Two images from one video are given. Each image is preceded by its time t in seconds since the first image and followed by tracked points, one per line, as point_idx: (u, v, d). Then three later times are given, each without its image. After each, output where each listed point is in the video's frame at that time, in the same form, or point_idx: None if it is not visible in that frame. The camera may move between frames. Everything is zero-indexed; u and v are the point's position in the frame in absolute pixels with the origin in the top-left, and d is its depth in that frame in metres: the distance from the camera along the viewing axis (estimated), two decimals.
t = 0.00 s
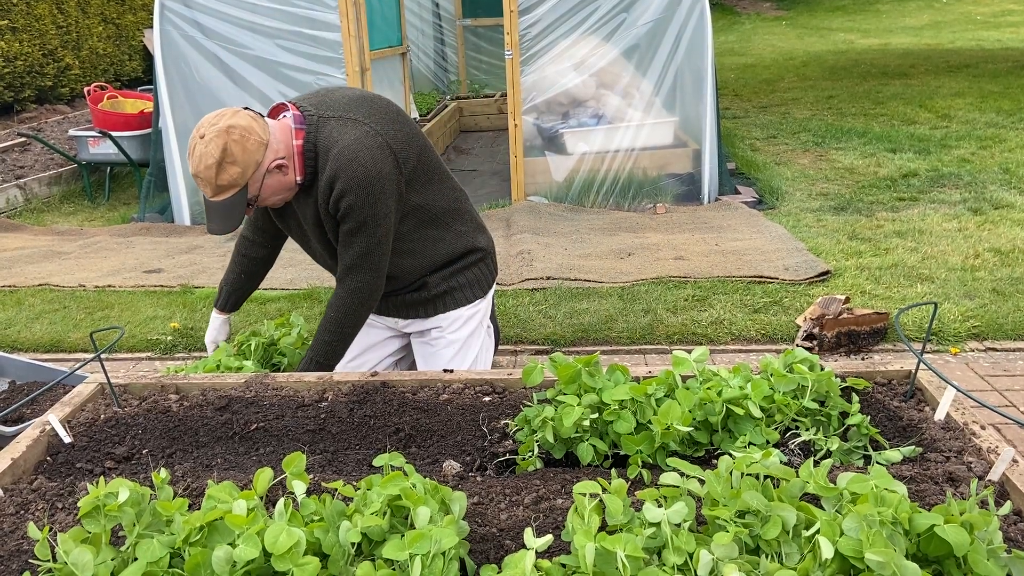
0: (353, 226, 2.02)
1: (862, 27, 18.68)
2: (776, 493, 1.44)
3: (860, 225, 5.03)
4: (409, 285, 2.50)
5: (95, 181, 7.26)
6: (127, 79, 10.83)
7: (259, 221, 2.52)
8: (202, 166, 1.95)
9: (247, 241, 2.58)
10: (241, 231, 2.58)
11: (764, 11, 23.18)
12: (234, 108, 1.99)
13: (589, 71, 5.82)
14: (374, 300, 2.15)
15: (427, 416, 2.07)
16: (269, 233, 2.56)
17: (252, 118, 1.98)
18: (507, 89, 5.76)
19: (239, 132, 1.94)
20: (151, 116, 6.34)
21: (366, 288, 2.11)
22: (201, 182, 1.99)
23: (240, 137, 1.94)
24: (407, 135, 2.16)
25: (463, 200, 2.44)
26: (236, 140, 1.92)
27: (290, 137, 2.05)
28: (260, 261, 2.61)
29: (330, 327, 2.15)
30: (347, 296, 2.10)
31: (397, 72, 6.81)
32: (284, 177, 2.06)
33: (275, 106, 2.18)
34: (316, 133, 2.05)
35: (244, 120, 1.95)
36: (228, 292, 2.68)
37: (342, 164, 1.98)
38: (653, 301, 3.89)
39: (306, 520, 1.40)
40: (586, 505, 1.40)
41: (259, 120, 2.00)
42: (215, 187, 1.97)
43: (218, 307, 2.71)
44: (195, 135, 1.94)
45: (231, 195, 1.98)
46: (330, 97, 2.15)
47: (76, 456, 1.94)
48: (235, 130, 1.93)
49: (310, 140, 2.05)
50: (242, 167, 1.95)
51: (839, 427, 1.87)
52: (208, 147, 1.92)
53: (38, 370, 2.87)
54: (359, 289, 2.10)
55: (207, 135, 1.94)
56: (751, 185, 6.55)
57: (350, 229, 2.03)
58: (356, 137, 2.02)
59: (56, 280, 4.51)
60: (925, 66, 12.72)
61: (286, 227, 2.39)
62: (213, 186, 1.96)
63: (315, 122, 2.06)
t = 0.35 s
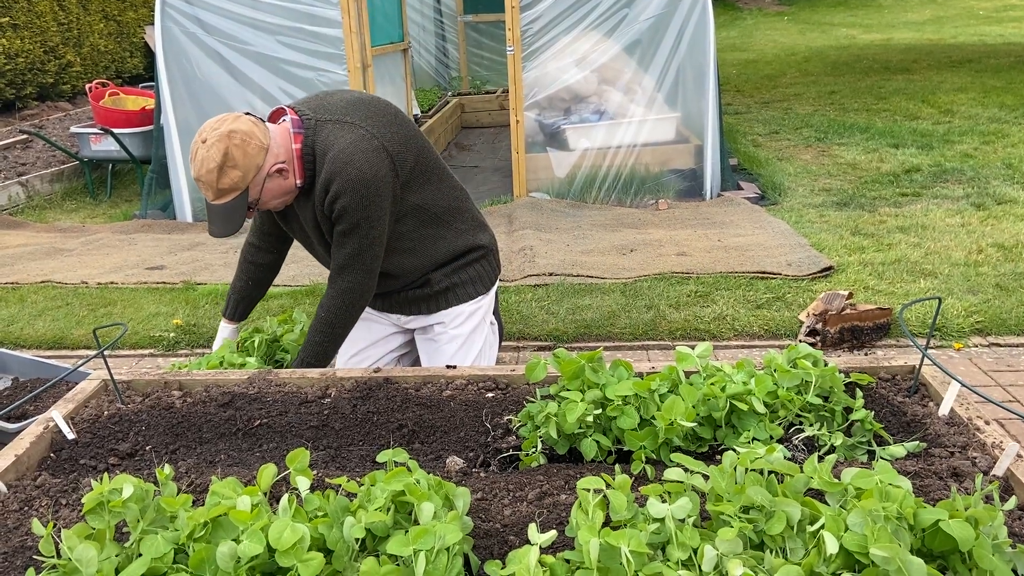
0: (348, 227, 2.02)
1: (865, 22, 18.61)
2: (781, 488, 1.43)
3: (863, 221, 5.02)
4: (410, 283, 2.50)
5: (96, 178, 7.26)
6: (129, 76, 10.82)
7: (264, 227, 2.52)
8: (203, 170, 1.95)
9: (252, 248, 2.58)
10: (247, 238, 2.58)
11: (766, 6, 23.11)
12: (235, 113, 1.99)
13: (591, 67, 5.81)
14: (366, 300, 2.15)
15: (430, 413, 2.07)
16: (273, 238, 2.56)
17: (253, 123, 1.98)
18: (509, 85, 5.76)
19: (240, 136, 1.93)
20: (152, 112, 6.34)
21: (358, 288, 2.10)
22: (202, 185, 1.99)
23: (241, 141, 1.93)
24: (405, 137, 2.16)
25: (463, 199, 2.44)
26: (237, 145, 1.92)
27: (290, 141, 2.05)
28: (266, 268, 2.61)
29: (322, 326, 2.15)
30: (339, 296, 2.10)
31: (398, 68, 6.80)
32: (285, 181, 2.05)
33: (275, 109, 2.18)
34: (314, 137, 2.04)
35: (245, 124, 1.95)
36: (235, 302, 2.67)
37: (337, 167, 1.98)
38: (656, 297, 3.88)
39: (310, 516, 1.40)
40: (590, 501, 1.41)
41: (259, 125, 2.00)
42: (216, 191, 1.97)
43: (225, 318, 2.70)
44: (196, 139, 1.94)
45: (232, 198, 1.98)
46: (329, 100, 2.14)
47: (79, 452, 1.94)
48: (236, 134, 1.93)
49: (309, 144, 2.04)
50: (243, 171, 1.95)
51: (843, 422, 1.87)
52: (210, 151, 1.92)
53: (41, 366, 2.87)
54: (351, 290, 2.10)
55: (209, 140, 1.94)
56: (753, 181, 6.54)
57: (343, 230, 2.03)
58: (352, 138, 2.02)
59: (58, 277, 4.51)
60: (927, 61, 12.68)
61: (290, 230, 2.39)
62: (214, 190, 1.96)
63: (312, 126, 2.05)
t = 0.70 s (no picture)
0: (350, 217, 2.02)
1: (868, 17, 18.55)
2: (782, 484, 1.43)
3: (866, 216, 5.01)
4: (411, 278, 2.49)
5: (99, 175, 7.27)
6: (131, 73, 10.82)
7: (272, 213, 2.53)
8: (203, 159, 1.94)
9: (261, 234, 2.58)
10: (254, 225, 2.58)
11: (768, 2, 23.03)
12: (235, 102, 1.99)
13: (593, 63, 5.80)
14: (372, 292, 2.14)
15: (432, 409, 2.07)
16: (282, 224, 2.56)
17: (253, 112, 1.99)
18: (511, 81, 5.75)
19: (241, 125, 1.94)
20: (154, 110, 6.34)
21: (362, 279, 2.09)
22: (202, 174, 1.98)
23: (242, 130, 1.94)
24: (406, 129, 2.16)
25: (464, 194, 2.44)
26: (238, 132, 1.92)
27: (290, 131, 2.05)
28: (275, 254, 2.61)
29: (325, 318, 2.14)
30: (344, 286, 2.09)
31: (400, 65, 6.79)
32: (285, 169, 2.06)
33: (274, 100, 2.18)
34: (315, 128, 2.05)
35: (246, 113, 1.95)
36: (245, 291, 2.67)
37: (338, 157, 1.98)
38: (658, 293, 3.88)
39: (312, 512, 1.41)
40: (592, 497, 1.41)
41: (259, 114, 2.00)
42: (216, 179, 1.97)
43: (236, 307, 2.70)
44: (197, 128, 1.94)
45: (232, 187, 1.98)
46: (330, 93, 2.15)
47: (82, 450, 1.94)
48: (237, 122, 1.94)
49: (309, 135, 2.05)
50: (244, 158, 1.94)
51: (845, 418, 1.86)
52: (210, 139, 1.92)
53: (43, 363, 2.87)
54: (355, 281, 2.09)
55: (209, 128, 1.94)
56: (756, 177, 6.53)
57: (346, 220, 2.03)
58: (352, 129, 2.02)
59: (61, 274, 4.52)
60: (931, 56, 12.64)
61: (291, 222, 2.39)
62: (214, 178, 1.96)
63: (314, 116, 2.06)
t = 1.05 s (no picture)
0: (371, 207, 2.04)
1: (874, 10, 18.44)
2: (790, 478, 1.42)
3: (872, 210, 4.98)
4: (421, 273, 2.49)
5: (104, 172, 7.28)
6: (135, 70, 10.83)
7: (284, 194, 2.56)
8: (217, 139, 1.95)
9: (273, 215, 2.62)
10: (265, 206, 2.62)
11: None
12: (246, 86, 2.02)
13: (598, 57, 5.78)
14: (400, 277, 2.19)
15: (437, 404, 2.06)
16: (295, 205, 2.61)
17: (263, 94, 2.00)
18: (516, 76, 5.73)
19: (252, 103, 1.95)
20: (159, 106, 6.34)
21: (393, 266, 2.15)
22: (216, 157, 1.98)
23: (253, 108, 1.95)
24: (418, 120, 2.16)
25: (473, 189, 2.43)
26: (250, 110, 1.94)
27: (303, 114, 2.06)
28: (288, 233, 2.65)
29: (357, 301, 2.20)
30: (378, 273, 2.15)
31: (404, 60, 6.78)
32: (298, 152, 2.06)
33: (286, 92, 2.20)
34: (326, 116, 2.04)
35: (257, 93, 1.97)
36: (257, 271, 2.71)
37: (352, 148, 1.98)
38: (664, 288, 3.86)
39: (317, 507, 1.40)
40: (598, 491, 1.40)
41: (271, 96, 2.02)
42: (230, 160, 1.97)
43: (248, 288, 2.73)
44: (209, 109, 1.96)
45: (247, 166, 1.97)
46: (342, 82, 2.15)
47: (87, 445, 1.94)
48: (248, 101, 1.95)
49: (321, 123, 2.04)
50: (257, 136, 1.95)
51: (853, 412, 1.85)
52: (223, 119, 1.93)
53: (49, 359, 2.88)
54: (386, 268, 2.14)
55: (221, 109, 1.95)
56: (762, 171, 6.50)
57: (366, 210, 2.05)
58: (364, 118, 2.02)
59: (66, 271, 4.53)
60: (938, 49, 12.56)
61: (301, 211, 2.40)
62: (228, 158, 1.95)
63: (325, 105, 2.05)
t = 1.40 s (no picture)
0: (389, 193, 2.03)
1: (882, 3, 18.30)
2: (802, 471, 1.39)
3: (881, 202, 4.94)
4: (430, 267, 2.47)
5: (111, 169, 7.29)
6: (141, 67, 10.84)
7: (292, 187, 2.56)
8: (236, 120, 1.93)
9: (279, 206, 2.62)
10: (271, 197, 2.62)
11: None
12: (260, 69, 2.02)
13: (603, 50, 5.75)
14: (417, 265, 2.17)
15: (444, 399, 2.05)
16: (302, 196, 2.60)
17: (279, 75, 2.00)
18: (521, 70, 5.70)
19: (269, 83, 1.95)
20: (164, 103, 6.34)
21: (411, 253, 2.14)
22: (235, 138, 1.97)
23: (271, 88, 1.94)
24: (433, 108, 2.15)
25: (484, 183, 2.42)
26: (267, 89, 1.93)
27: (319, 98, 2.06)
28: (292, 225, 2.64)
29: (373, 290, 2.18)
30: (396, 259, 2.13)
31: (409, 55, 6.76)
32: (316, 131, 2.04)
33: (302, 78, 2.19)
34: (344, 101, 2.03)
35: (272, 74, 1.97)
36: (260, 262, 2.71)
37: (370, 132, 1.97)
38: (671, 281, 3.84)
39: (323, 502, 1.39)
40: (606, 486, 1.39)
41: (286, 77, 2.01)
42: (250, 140, 1.95)
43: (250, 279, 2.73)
44: (226, 92, 1.94)
45: (266, 146, 1.96)
46: (358, 69, 2.14)
47: (92, 441, 1.93)
48: (264, 81, 1.95)
49: (338, 107, 2.04)
50: (275, 113, 1.94)
51: (864, 405, 1.83)
52: (241, 99, 1.92)
53: (55, 355, 2.88)
54: (403, 255, 2.13)
55: (238, 90, 1.94)
56: (769, 164, 6.46)
57: (385, 196, 2.03)
58: (382, 104, 2.01)
59: (72, 268, 4.53)
60: (946, 41, 12.46)
61: (313, 200, 2.39)
62: (248, 137, 1.94)
63: (343, 90, 2.05)
